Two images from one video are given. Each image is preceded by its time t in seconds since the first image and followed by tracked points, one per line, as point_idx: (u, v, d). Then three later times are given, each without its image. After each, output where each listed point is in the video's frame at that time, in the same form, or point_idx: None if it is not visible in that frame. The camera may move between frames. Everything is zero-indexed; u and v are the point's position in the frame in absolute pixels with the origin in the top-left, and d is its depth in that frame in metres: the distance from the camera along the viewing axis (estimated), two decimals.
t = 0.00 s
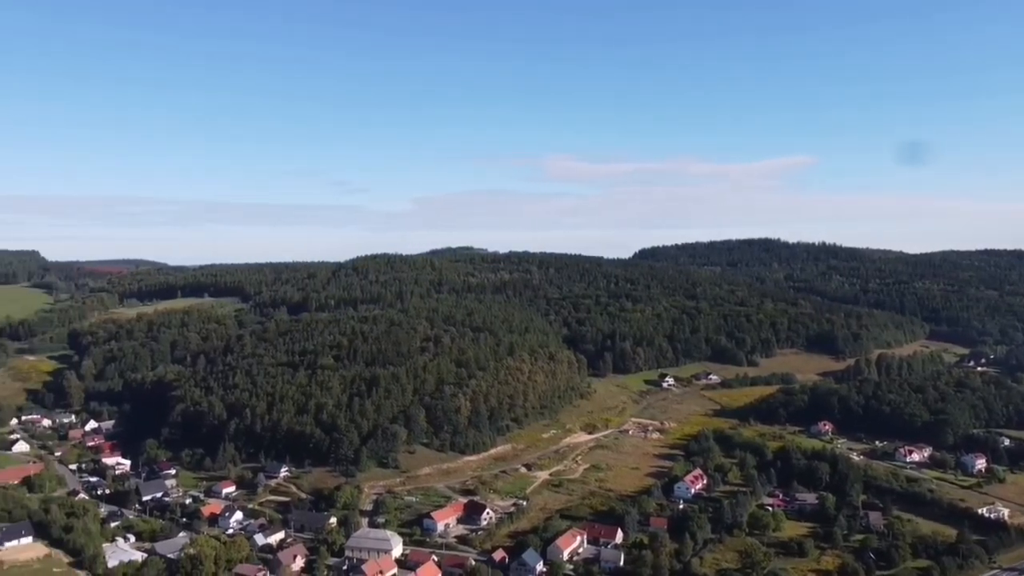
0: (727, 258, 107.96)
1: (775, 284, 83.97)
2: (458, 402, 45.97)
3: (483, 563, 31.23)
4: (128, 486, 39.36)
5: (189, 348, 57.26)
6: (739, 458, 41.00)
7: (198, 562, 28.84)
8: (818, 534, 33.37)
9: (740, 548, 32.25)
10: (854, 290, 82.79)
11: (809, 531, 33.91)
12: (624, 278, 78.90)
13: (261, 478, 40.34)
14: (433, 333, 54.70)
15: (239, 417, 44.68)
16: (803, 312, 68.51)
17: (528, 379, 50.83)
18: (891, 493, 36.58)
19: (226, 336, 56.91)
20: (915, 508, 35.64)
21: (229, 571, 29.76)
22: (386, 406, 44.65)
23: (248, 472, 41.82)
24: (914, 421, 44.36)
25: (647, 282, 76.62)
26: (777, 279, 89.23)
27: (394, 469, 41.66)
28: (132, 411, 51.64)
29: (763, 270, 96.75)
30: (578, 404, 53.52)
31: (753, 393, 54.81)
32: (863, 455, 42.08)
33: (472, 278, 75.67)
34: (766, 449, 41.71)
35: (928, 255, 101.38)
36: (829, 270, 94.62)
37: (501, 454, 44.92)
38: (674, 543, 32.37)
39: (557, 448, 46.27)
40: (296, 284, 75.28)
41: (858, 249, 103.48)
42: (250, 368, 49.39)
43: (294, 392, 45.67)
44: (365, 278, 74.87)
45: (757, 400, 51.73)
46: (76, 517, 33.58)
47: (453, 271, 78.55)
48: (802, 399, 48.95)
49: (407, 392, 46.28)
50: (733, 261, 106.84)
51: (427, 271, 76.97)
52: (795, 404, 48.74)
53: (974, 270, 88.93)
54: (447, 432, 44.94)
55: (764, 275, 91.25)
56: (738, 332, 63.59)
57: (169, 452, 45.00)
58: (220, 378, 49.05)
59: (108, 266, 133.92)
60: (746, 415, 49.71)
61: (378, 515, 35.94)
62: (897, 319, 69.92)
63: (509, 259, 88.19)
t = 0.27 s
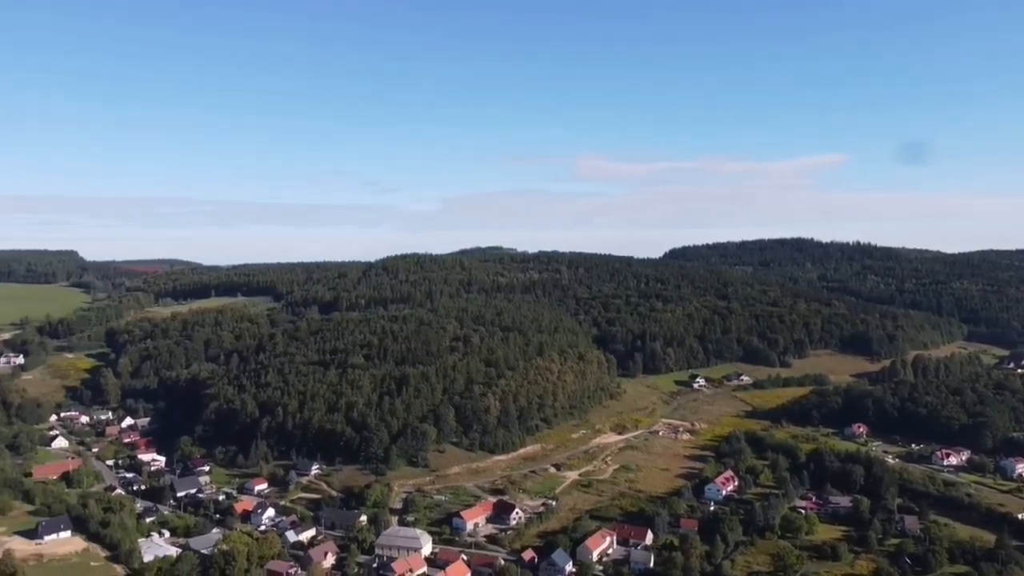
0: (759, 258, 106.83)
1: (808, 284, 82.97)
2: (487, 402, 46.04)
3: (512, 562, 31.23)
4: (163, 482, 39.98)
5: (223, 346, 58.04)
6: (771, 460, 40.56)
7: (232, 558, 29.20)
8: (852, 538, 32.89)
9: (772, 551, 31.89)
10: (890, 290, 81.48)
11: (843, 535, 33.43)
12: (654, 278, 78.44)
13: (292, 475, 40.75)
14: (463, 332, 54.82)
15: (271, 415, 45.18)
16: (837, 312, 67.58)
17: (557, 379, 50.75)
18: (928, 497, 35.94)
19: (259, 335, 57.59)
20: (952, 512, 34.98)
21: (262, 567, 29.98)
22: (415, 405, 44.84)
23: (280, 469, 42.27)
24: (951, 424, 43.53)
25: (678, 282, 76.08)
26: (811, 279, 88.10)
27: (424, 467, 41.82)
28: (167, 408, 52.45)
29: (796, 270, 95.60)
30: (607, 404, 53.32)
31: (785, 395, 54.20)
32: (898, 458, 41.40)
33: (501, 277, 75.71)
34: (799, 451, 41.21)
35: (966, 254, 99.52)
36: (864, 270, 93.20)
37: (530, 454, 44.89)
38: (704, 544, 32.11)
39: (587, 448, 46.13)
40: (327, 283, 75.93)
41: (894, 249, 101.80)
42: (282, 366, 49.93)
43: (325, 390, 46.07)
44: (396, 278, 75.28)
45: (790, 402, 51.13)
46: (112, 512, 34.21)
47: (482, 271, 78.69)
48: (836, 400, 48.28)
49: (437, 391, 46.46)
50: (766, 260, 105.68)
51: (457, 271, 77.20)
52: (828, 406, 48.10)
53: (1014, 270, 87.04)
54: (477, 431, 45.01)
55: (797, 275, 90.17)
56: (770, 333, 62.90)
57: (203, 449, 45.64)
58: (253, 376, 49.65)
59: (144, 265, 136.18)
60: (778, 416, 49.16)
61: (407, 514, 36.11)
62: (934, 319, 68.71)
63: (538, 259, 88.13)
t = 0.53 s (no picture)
0: (792, 258, 105.56)
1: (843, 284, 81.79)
2: (517, 401, 46.05)
3: (542, 562, 31.17)
4: (197, 479, 40.54)
5: (255, 345, 58.72)
6: (804, 462, 40.05)
7: (264, 554, 29.40)
8: (887, 542, 32.35)
9: (804, 554, 31.47)
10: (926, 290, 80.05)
11: (878, 539, 32.90)
12: (685, 277, 77.86)
13: (323, 473, 41.09)
14: (492, 332, 54.87)
15: (303, 414, 45.62)
16: (871, 313, 66.55)
17: (587, 379, 50.59)
18: (966, 501, 35.23)
19: (291, 334, 58.16)
20: (991, 518, 34.26)
21: (293, 564, 30.21)
22: (445, 404, 44.99)
23: (311, 467, 42.64)
24: (990, 427, 42.63)
25: (709, 282, 75.44)
26: (845, 279, 86.84)
27: (454, 467, 41.92)
28: (201, 406, 53.16)
29: (829, 270, 94.31)
30: (637, 404, 53.04)
31: (819, 396, 53.48)
32: (935, 461, 40.65)
33: (530, 277, 75.66)
34: (833, 453, 40.63)
35: (1006, 254, 97.43)
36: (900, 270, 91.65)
37: (560, 454, 44.79)
38: (736, 547, 31.78)
39: (616, 449, 45.92)
40: (357, 283, 76.44)
41: (931, 249, 99.99)
42: (313, 365, 50.38)
43: (356, 389, 46.39)
44: (425, 277, 75.58)
45: (823, 404, 50.44)
46: (148, 507, 34.77)
47: (512, 270, 78.71)
48: (871, 402, 47.54)
49: (466, 391, 46.58)
50: (799, 260, 104.39)
51: (486, 271, 77.31)
52: (863, 408, 47.37)
53: None
54: (506, 431, 45.01)
55: (830, 275, 88.94)
56: (803, 333, 62.11)
57: (236, 447, 46.20)
58: (285, 374, 50.18)
59: (178, 264, 138.22)
60: (812, 418, 48.52)
61: (437, 512, 36.21)
62: (972, 320, 67.43)
63: (567, 259, 87.95)
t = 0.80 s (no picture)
0: (825, 258, 104.15)
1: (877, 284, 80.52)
2: (546, 401, 46.00)
3: (571, 563, 31.10)
4: (230, 475, 41.06)
5: (287, 344, 59.32)
6: (838, 465, 39.50)
7: (295, 550, 29.68)
8: (923, 547, 31.79)
9: (838, 558, 31.04)
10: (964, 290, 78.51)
11: (914, 543, 32.35)
12: (716, 277, 77.19)
13: (354, 471, 41.39)
14: (521, 331, 54.87)
15: (334, 412, 46.01)
16: (907, 314, 65.45)
17: (616, 379, 50.37)
18: (1005, 507, 34.50)
19: (322, 333, 58.66)
20: None
21: (324, 561, 30.45)
22: (474, 403, 45.08)
23: (342, 464, 42.97)
24: None
25: (741, 282, 74.71)
26: (880, 279, 85.50)
27: (483, 466, 41.98)
28: (234, 403, 53.80)
29: (864, 270, 92.91)
30: (668, 405, 52.69)
31: (853, 398, 52.71)
32: (973, 465, 39.87)
33: (560, 277, 75.51)
34: (867, 456, 40.02)
35: None
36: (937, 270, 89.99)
37: (589, 454, 44.65)
38: (768, 550, 31.43)
39: (646, 449, 45.68)
40: (388, 282, 76.87)
41: (969, 249, 98.06)
42: (344, 364, 50.78)
43: (386, 388, 46.67)
44: (455, 277, 75.79)
45: (857, 405, 49.69)
46: (182, 503, 35.29)
47: (541, 270, 78.62)
48: (907, 404, 46.75)
49: (495, 390, 46.64)
50: (832, 260, 102.97)
51: (516, 271, 77.31)
52: (898, 410, 46.59)
53: None
54: (535, 431, 44.98)
55: (865, 275, 87.60)
56: (837, 334, 61.26)
57: (268, 444, 46.71)
58: (316, 373, 50.65)
59: (211, 264, 140.06)
60: (845, 420, 47.84)
61: (466, 511, 36.30)
62: (1012, 321, 66.01)
63: (597, 259, 87.62)
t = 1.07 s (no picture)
0: (860, 258, 102.60)
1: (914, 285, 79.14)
2: (575, 401, 45.87)
3: (600, 563, 30.98)
4: (262, 473, 41.53)
5: (318, 343, 59.82)
6: (872, 467, 38.89)
7: (326, 548, 29.92)
8: (961, 552, 31.18)
9: (873, 563, 30.54)
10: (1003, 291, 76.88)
11: (951, 548, 31.74)
12: (748, 277, 76.40)
13: (384, 469, 41.62)
14: (551, 331, 54.78)
15: (364, 410, 46.32)
16: (945, 314, 64.26)
17: (646, 380, 50.06)
18: None
19: (352, 332, 59.07)
20: None
21: (354, 558, 30.67)
22: (504, 403, 45.10)
23: (372, 463, 43.24)
24: None
25: (773, 282, 73.87)
26: (916, 279, 84.03)
27: (512, 466, 41.98)
28: (266, 402, 54.36)
29: (900, 270, 91.37)
30: (698, 406, 52.26)
31: (888, 400, 51.87)
32: (1013, 469, 39.04)
33: (590, 277, 75.25)
34: (903, 458, 39.35)
35: None
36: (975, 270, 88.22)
37: (619, 455, 44.44)
38: (800, 553, 31.03)
39: (677, 450, 45.36)
40: (418, 282, 77.19)
41: (1009, 248, 96.00)
42: (374, 363, 51.09)
43: (416, 386, 46.87)
44: (485, 277, 75.88)
45: (893, 408, 48.88)
46: (216, 499, 35.75)
47: (571, 270, 78.40)
48: (944, 407, 45.89)
49: (524, 390, 46.63)
50: (867, 260, 101.42)
51: (545, 270, 77.20)
52: (935, 413, 45.75)
53: None
54: (564, 431, 44.88)
55: (901, 275, 86.14)
56: (872, 335, 60.32)
57: (300, 442, 47.14)
58: (347, 372, 51.03)
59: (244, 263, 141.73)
60: (880, 422, 47.09)
61: (495, 511, 36.33)
62: None
63: (627, 258, 87.17)
